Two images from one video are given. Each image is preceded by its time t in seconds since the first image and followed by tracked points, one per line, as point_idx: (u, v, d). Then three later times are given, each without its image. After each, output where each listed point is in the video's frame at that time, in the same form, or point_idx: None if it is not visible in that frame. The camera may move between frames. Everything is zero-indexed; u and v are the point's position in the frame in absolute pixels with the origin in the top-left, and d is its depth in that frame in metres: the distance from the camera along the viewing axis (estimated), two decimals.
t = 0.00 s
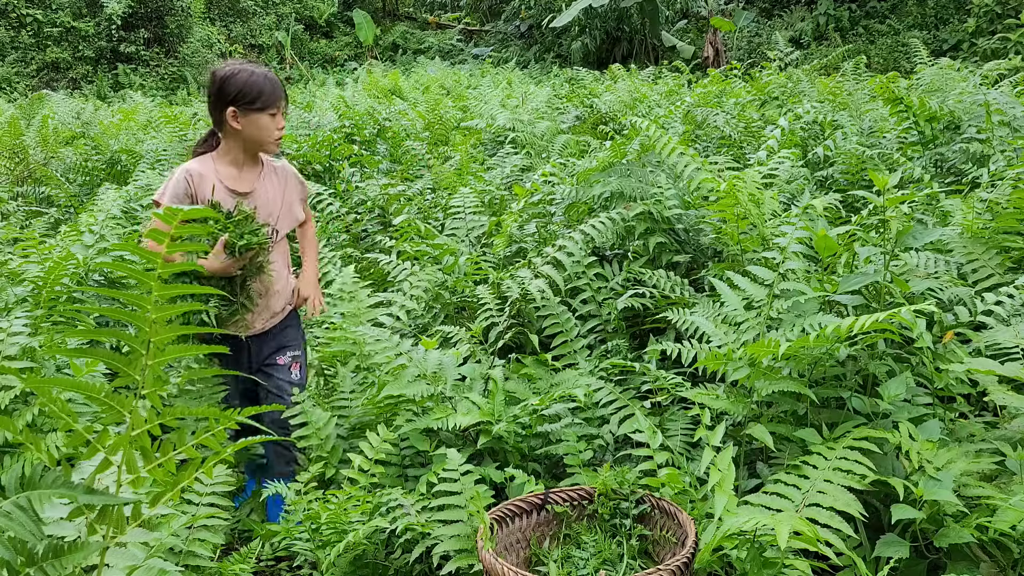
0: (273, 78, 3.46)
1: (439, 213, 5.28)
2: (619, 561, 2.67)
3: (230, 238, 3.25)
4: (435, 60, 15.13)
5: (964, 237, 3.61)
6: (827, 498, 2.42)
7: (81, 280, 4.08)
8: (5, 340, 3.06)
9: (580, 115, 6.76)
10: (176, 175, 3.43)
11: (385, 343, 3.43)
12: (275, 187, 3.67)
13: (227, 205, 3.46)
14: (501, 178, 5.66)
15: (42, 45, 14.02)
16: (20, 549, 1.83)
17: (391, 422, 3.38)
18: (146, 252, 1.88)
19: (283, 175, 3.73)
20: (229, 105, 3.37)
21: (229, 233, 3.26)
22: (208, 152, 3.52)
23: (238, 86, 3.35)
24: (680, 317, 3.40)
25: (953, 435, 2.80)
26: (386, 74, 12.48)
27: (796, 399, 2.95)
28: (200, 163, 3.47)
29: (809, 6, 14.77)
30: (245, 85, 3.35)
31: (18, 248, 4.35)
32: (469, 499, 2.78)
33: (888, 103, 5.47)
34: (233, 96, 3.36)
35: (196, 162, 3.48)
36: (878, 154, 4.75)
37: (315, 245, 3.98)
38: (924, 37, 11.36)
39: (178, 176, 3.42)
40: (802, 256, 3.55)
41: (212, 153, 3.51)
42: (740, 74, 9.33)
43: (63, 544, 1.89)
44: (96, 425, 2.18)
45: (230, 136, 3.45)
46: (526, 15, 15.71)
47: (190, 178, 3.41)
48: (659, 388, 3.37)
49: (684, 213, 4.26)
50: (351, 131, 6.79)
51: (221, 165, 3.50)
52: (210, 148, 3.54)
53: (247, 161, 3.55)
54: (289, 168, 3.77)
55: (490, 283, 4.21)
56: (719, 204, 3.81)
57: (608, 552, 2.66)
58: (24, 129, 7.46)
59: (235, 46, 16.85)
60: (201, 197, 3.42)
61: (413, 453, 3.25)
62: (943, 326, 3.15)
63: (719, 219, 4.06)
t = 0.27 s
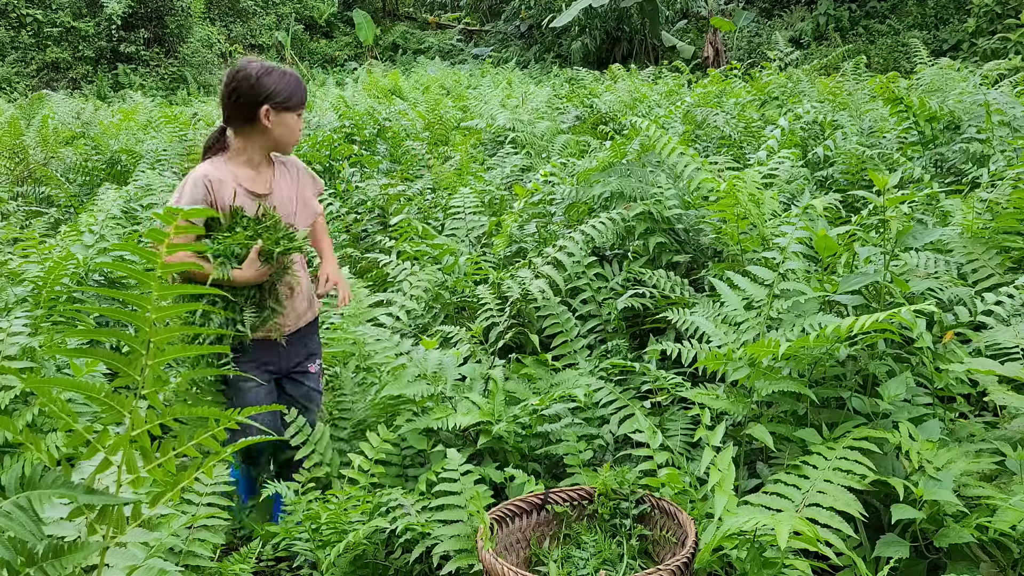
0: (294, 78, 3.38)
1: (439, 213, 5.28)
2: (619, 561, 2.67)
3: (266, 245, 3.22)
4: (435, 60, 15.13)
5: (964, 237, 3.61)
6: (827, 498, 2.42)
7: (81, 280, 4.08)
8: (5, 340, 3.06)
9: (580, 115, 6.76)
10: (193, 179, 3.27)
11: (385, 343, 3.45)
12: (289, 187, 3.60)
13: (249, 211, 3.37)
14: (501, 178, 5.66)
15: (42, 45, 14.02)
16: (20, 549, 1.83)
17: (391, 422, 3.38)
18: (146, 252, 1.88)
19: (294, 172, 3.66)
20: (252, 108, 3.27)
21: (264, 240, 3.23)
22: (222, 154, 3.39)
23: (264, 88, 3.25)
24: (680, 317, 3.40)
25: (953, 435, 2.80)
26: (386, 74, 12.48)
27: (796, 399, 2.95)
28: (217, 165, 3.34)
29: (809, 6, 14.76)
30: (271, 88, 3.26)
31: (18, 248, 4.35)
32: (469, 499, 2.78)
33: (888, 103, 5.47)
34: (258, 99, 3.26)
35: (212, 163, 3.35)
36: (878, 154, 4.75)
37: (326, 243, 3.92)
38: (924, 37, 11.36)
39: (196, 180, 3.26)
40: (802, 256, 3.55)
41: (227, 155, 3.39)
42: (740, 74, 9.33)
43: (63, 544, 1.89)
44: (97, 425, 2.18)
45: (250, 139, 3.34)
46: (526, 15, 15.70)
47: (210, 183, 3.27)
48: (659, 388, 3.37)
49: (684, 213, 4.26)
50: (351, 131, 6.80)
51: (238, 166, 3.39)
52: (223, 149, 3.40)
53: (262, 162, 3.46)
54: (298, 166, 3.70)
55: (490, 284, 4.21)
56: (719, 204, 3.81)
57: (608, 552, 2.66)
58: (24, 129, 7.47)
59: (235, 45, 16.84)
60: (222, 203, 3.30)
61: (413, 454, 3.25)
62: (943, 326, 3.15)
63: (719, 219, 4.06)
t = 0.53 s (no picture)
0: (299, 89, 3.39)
1: (439, 213, 5.27)
2: (619, 561, 2.67)
3: (283, 260, 3.40)
4: (435, 60, 15.13)
5: (964, 237, 3.61)
6: (827, 498, 2.42)
7: (81, 280, 4.08)
8: (4, 340, 3.06)
9: (580, 115, 6.76)
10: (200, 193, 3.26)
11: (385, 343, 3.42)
12: (283, 193, 3.66)
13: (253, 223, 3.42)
14: (501, 178, 5.66)
15: (42, 45, 14.02)
16: (20, 549, 1.83)
17: (391, 422, 3.39)
18: (146, 253, 1.88)
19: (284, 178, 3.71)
20: (262, 123, 3.27)
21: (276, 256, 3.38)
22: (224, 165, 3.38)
23: (277, 104, 3.26)
24: (680, 317, 3.40)
25: (952, 435, 2.80)
26: (386, 74, 12.48)
27: (796, 399, 2.95)
28: (221, 179, 3.34)
29: (809, 6, 14.77)
30: (282, 102, 3.28)
31: (18, 248, 4.35)
32: (469, 499, 2.78)
33: (888, 103, 5.47)
34: (269, 114, 3.27)
35: (215, 176, 3.34)
36: (878, 154, 4.75)
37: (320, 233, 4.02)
38: (924, 37, 11.36)
39: (204, 195, 3.25)
40: (802, 256, 3.55)
41: (229, 166, 3.38)
42: (740, 74, 9.33)
43: (63, 544, 1.89)
44: (96, 425, 2.17)
45: (256, 152, 3.35)
46: (526, 15, 15.70)
47: (219, 199, 3.28)
48: (659, 388, 3.37)
49: (684, 213, 4.26)
50: (351, 131, 6.82)
51: (240, 178, 3.40)
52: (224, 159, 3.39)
53: (262, 171, 3.48)
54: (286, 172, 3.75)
55: (490, 283, 4.21)
56: (719, 204, 3.81)
57: (608, 552, 2.66)
58: (24, 129, 7.47)
59: (235, 45, 16.84)
60: (230, 218, 3.33)
61: (413, 454, 3.25)
62: (943, 326, 3.15)
63: (720, 219, 4.06)
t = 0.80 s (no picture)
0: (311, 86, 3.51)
1: (439, 213, 5.28)
2: (619, 561, 2.67)
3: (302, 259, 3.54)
4: (435, 60, 15.13)
5: (964, 237, 3.61)
6: (827, 498, 2.42)
7: (81, 280, 4.08)
8: (5, 340, 3.06)
9: (580, 115, 6.76)
10: (218, 193, 3.32)
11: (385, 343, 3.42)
12: (295, 190, 3.75)
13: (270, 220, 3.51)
14: (501, 178, 5.66)
15: (42, 45, 14.02)
16: (20, 549, 1.83)
17: (392, 422, 3.39)
18: (146, 253, 1.88)
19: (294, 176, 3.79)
20: (279, 119, 3.37)
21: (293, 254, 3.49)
22: (239, 163, 3.44)
23: (294, 100, 3.37)
24: (680, 317, 3.40)
25: (953, 435, 2.80)
26: (386, 74, 12.48)
27: (796, 399, 2.95)
28: (239, 175, 3.41)
29: (809, 6, 14.77)
30: (297, 98, 3.39)
31: (18, 248, 4.35)
32: (469, 499, 2.78)
33: (888, 103, 5.47)
34: (286, 110, 3.38)
35: (231, 173, 3.41)
36: (878, 154, 4.75)
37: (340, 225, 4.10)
38: (924, 37, 11.36)
39: (223, 194, 3.31)
40: (802, 256, 3.55)
41: (245, 163, 3.44)
42: (740, 74, 9.33)
43: (63, 544, 1.89)
44: (97, 425, 2.17)
45: (272, 149, 3.45)
46: (526, 15, 15.70)
47: (238, 196, 3.34)
48: (659, 388, 3.37)
49: (684, 213, 4.26)
50: (351, 131, 6.82)
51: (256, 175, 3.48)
52: (239, 157, 3.45)
53: (276, 168, 3.57)
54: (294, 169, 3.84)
55: (490, 283, 4.21)
56: (719, 204, 3.81)
57: (608, 552, 2.66)
58: (24, 129, 7.46)
59: (235, 45, 16.83)
60: (249, 215, 3.40)
61: (413, 454, 3.25)
62: (943, 326, 3.15)
63: (719, 219, 4.06)
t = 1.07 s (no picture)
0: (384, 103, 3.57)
1: (439, 213, 5.28)
2: (619, 561, 2.67)
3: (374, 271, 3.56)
4: (435, 60, 15.13)
5: (964, 237, 3.61)
6: (827, 498, 2.42)
7: (81, 280, 4.08)
8: (5, 340, 3.06)
9: (580, 115, 6.76)
10: (306, 202, 3.36)
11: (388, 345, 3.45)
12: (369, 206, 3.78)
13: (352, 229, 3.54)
14: (502, 178, 5.66)
15: (42, 45, 14.01)
16: (20, 549, 1.83)
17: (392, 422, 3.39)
18: (146, 253, 1.88)
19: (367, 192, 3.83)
20: (359, 134, 3.43)
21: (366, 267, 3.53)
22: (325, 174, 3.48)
23: (370, 116, 3.43)
24: (680, 317, 3.40)
25: (953, 435, 2.80)
26: (386, 74, 12.48)
27: (796, 399, 2.95)
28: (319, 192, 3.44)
29: (809, 6, 14.77)
30: (374, 114, 3.46)
31: (18, 248, 4.34)
32: (469, 499, 2.78)
33: (888, 103, 5.47)
34: (363, 127, 3.43)
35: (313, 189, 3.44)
36: (878, 154, 4.75)
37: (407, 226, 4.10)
38: (924, 37, 11.36)
39: (312, 204, 3.35)
40: (802, 256, 3.55)
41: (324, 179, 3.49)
42: (740, 74, 9.33)
43: (63, 544, 1.89)
44: (97, 425, 2.17)
45: (352, 163, 3.49)
46: (526, 15, 15.70)
47: (325, 206, 3.38)
48: (659, 388, 3.37)
49: (684, 213, 4.26)
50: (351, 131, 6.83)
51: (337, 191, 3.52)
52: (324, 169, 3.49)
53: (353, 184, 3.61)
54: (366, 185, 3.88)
55: (490, 284, 4.21)
56: (719, 204, 3.81)
57: (608, 552, 2.66)
58: (24, 129, 7.46)
59: (235, 45, 16.83)
60: (332, 228, 3.44)
61: (413, 454, 3.26)
62: (943, 326, 3.15)
63: (719, 219, 4.06)
